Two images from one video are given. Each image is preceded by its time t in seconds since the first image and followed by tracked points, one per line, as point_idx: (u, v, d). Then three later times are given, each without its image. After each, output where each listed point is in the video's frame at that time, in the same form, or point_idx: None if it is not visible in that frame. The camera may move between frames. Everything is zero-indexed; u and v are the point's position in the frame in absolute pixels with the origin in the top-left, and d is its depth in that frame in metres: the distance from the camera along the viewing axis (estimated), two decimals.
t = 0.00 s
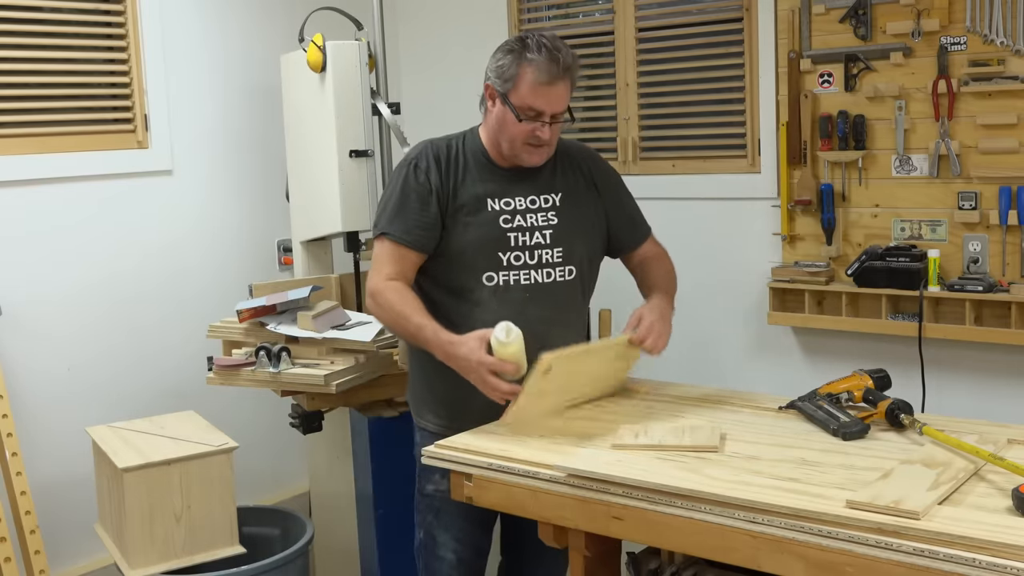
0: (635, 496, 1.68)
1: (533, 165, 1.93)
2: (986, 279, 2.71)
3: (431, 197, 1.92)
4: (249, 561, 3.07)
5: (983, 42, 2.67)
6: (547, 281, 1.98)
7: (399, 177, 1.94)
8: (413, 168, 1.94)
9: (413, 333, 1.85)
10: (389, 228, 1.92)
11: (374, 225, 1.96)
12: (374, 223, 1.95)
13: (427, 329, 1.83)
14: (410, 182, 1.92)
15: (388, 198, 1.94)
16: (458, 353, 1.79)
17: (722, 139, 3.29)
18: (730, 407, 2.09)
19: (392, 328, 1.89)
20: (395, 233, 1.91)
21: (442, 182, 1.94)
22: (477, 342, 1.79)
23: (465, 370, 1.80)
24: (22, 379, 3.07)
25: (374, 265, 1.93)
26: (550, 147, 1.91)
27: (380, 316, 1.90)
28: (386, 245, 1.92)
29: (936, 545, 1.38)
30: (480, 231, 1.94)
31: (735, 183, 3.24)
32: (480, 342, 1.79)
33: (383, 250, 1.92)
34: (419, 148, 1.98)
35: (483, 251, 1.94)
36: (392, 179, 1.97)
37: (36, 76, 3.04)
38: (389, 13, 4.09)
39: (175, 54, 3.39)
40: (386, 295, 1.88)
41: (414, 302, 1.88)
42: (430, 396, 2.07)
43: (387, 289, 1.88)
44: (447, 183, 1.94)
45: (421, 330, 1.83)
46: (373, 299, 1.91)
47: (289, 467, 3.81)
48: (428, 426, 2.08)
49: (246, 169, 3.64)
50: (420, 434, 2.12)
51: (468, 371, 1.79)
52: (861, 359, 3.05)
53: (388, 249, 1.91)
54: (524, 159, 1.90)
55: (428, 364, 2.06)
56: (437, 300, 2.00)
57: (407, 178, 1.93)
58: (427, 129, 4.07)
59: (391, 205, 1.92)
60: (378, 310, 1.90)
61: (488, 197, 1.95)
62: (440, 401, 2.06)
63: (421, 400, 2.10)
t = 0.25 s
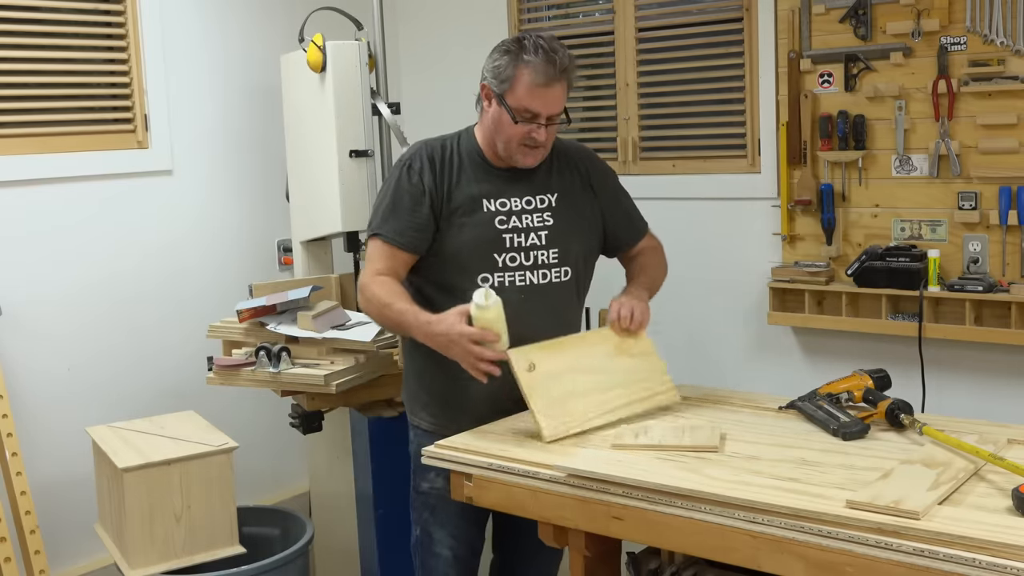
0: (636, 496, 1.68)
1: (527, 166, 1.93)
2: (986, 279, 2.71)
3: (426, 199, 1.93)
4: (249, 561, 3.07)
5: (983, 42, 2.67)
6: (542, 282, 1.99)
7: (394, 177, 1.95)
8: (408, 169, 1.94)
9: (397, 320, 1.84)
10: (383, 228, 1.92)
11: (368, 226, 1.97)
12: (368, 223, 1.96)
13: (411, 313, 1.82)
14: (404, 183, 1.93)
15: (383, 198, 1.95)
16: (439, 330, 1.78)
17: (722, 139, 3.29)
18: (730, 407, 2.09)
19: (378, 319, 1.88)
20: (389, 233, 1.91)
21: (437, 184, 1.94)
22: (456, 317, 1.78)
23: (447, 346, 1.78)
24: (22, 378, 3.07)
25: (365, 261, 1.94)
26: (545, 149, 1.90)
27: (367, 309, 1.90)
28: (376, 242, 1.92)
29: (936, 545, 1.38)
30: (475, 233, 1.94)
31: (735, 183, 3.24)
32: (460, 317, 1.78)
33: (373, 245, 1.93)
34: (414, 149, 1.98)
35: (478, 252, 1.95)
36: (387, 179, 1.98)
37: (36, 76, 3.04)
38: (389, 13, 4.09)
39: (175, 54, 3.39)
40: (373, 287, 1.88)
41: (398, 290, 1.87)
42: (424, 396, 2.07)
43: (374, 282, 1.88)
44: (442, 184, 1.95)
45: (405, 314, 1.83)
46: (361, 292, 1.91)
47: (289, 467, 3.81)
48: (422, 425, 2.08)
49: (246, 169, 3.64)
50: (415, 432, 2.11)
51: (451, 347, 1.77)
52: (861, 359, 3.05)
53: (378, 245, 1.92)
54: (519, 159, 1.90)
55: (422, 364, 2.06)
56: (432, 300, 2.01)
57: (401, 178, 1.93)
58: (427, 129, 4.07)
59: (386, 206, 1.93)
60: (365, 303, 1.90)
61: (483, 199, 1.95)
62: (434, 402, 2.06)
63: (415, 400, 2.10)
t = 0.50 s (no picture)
0: (636, 496, 1.68)
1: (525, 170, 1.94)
2: (987, 279, 2.71)
3: (418, 199, 1.94)
4: (249, 561, 3.07)
5: (983, 42, 2.67)
6: (533, 286, 2.00)
7: (385, 176, 1.95)
8: (400, 169, 1.95)
9: (370, 315, 1.86)
10: (373, 227, 1.93)
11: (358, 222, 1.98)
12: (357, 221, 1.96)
13: (382, 308, 1.84)
14: (396, 183, 1.94)
15: (373, 197, 1.95)
16: (408, 327, 1.79)
17: (722, 139, 3.29)
18: (730, 407, 2.10)
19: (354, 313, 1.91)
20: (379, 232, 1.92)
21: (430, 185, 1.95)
22: (426, 316, 1.79)
23: (415, 344, 1.80)
24: (22, 379, 3.07)
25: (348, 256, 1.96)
26: (544, 155, 1.91)
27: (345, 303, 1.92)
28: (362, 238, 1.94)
29: (936, 545, 1.38)
30: (467, 235, 1.95)
31: (735, 183, 3.24)
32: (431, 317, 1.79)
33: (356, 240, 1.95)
34: (406, 149, 1.99)
35: (469, 255, 1.96)
36: (378, 178, 1.98)
37: (36, 76, 3.04)
38: (389, 14, 4.09)
39: (174, 54, 3.39)
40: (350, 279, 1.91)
41: (373, 285, 1.89)
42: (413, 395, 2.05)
43: (353, 276, 1.90)
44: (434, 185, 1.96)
45: (377, 309, 1.85)
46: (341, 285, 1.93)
47: (289, 467, 3.81)
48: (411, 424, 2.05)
49: (246, 169, 3.64)
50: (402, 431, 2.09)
51: (417, 345, 1.79)
52: (861, 359, 3.05)
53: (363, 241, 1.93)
54: (518, 164, 1.91)
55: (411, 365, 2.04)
56: (423, 300, 2.02)
57: (392, 178, 1.94)
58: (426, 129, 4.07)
59: (376, 204, 1.94)
60: (344, 296, 1.92)
61: (477, 201, 1.96)
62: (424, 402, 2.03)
63: (404, 398, 2.07)
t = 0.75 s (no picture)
0: (635, 496, 1.68)
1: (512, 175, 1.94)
2: (986, 279, 2.71)
3: (399, 204, 1.93)
4: (249, 561, 3.07)
5: (983, 42, 2.67)
6: (517, 290, 2.01)
7: (364, 180, 1.94)
8: (378, 172, 1.94)
9: (350, 319, 1.84)
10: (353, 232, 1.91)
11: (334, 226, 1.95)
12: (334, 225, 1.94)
13: (364, 312, 1.83)
14: (377, 187, 1.92)
15: (351, 200, 1.94)
16: (393, 333, 1.79)
17: (722, 139, 3.29)
18: (729, 407, 2.10)
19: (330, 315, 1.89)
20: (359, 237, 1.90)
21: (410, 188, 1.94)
22: (412, 323, 1.78)
23: (399, 351, 1.79)
24: (22, 379, 3.07)
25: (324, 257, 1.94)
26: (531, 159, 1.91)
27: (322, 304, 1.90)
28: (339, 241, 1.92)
29: (936, 545, 1.38)
30: (449, 239, 1.95)
31: (735, 183, 3.24)
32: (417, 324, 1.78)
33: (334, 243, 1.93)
34: (384, 152, 1.97)
35: (451, 259, 1.96)
36: (356, 181, 1.97)
37: (36, 77, 3.04)
38: (389, 14, 4.09)
39: (174, 54, 3.39)
40: (327, 281, 1.89)
41: (352, 287, 1.88)
42: (399, 404, 2.04)
43: (330, 279, 1.88)
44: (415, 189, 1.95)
45: (359, 312, 1.83)
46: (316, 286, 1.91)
47: (289, 467, 3.81)
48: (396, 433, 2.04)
49: (246, 169, 3.64)
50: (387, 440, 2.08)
51: (402, 352, 1.78)
52: (861, 359, 3.05)
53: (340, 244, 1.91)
54: (505, 170, 1.92)
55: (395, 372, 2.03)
56: (404, 305, 2.01)
57: (372, 181, 1.93)
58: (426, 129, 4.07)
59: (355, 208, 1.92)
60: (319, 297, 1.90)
61: (459, 205, 1.95)
62: (410, 412, 2.02)
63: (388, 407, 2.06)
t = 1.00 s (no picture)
0: (635, 496, 1.68)
1: (477, 181, 1.97)
2: (987, 279, 2.71)
3: (364, 211, 1.91)
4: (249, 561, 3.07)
5: (983, 42, 2.67)
6: (493, 294, 2.01)
7: (325, 188, 1.92)
8: (340, 179, 1.92)
9: (318, 326, 1.83)
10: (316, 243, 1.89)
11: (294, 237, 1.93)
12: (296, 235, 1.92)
13: (334, 316, 1.82)
14: (339, 195, 1.91)
15: (312, 210, 1.92)
16: (367, 335, 1.78)
17: (722, 139, 3.29)
18: (729, 407, 2.10)
19: (292, 325, 1.87)
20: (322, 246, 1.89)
21: (376, 195, 1.93)
22: (385, 323, 1.79)
23: (374, 352, 1.79)
24: (22, 378, 3.07)
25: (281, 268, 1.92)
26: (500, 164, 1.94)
27: (281, 314, 1.88)
28: (299, 251, 1.89)
29: (936, 545, 1.38)
30: (418, 244, 1.94)
31: (735, 183, 3.24)
32: (391, 324, 1.79)
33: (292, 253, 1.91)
34: (345, 159, 1.96)
35: (421, 265, 1.95)
36: (317, 189, 1.95)
37: (36, 77, 3.05)
38: (389, 14, 4.09)
39: (174, 54, 3.39)
40: (288, 290, 1.86)
41: (314, 294, 1.86)
42: (376, 419, 2.02)
43: (292, 289, 1.86)
44: (380, 196, 1.93)
45: (326, 317, 1.82)
46: (276, 297, 1.89)
47: (289, 467, 3.81)
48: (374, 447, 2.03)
49: (246, 169, 3.64)
50: (365, 455, 2.07)
51: (378, 353, 1.78)
52: (862, 359, 3.05)
53: (301, 253, 1.89)
54: (473, 176, 1.94)
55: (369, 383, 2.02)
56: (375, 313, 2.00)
57: (333, 189, 1.91)
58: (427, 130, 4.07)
59: (318, 217, 1.90)
60: (279, 307, 1.88)
61: (427, 210, 1.95)
62: (388, 425, 2.01)
63: (365, 421, 2.05)
